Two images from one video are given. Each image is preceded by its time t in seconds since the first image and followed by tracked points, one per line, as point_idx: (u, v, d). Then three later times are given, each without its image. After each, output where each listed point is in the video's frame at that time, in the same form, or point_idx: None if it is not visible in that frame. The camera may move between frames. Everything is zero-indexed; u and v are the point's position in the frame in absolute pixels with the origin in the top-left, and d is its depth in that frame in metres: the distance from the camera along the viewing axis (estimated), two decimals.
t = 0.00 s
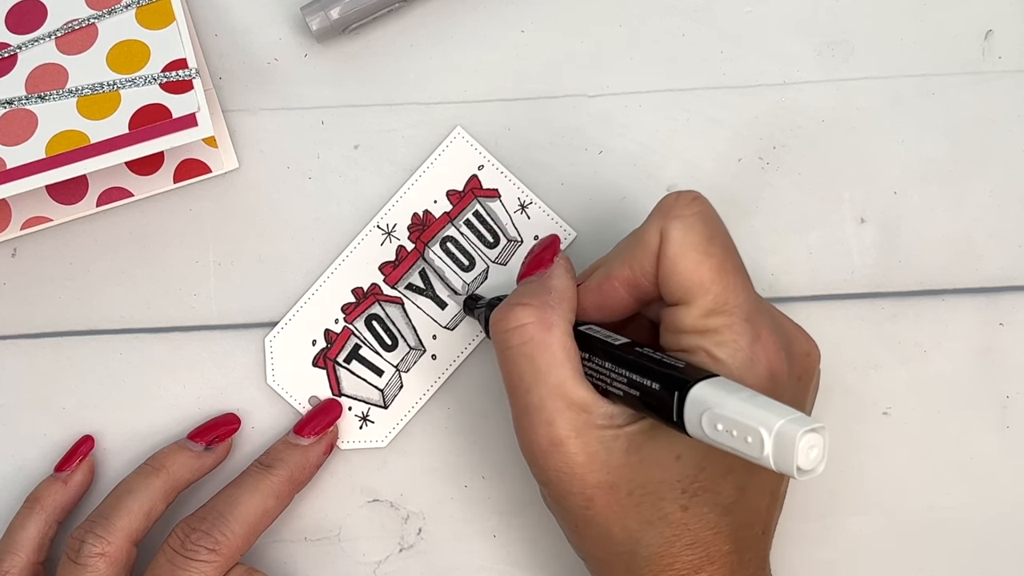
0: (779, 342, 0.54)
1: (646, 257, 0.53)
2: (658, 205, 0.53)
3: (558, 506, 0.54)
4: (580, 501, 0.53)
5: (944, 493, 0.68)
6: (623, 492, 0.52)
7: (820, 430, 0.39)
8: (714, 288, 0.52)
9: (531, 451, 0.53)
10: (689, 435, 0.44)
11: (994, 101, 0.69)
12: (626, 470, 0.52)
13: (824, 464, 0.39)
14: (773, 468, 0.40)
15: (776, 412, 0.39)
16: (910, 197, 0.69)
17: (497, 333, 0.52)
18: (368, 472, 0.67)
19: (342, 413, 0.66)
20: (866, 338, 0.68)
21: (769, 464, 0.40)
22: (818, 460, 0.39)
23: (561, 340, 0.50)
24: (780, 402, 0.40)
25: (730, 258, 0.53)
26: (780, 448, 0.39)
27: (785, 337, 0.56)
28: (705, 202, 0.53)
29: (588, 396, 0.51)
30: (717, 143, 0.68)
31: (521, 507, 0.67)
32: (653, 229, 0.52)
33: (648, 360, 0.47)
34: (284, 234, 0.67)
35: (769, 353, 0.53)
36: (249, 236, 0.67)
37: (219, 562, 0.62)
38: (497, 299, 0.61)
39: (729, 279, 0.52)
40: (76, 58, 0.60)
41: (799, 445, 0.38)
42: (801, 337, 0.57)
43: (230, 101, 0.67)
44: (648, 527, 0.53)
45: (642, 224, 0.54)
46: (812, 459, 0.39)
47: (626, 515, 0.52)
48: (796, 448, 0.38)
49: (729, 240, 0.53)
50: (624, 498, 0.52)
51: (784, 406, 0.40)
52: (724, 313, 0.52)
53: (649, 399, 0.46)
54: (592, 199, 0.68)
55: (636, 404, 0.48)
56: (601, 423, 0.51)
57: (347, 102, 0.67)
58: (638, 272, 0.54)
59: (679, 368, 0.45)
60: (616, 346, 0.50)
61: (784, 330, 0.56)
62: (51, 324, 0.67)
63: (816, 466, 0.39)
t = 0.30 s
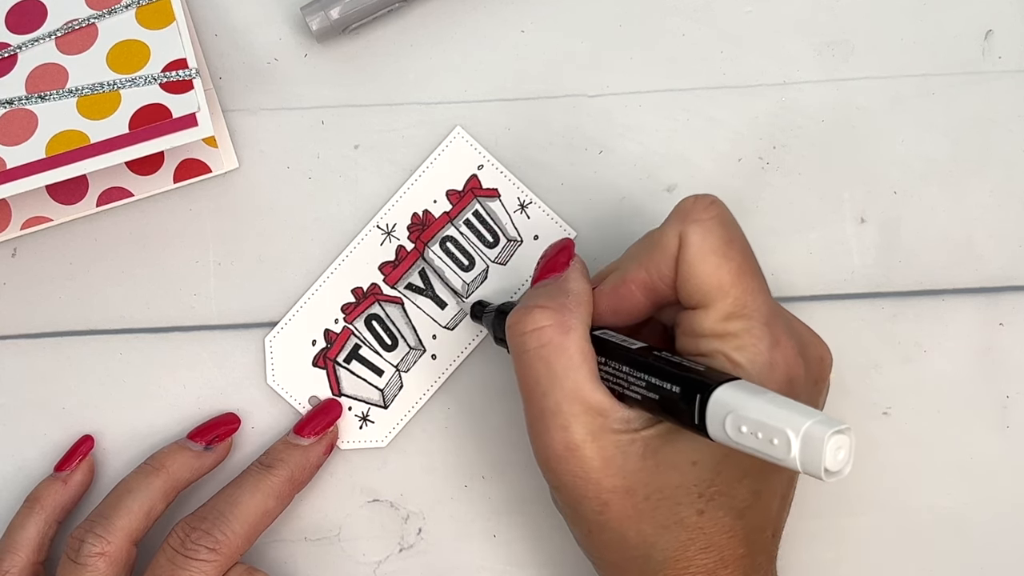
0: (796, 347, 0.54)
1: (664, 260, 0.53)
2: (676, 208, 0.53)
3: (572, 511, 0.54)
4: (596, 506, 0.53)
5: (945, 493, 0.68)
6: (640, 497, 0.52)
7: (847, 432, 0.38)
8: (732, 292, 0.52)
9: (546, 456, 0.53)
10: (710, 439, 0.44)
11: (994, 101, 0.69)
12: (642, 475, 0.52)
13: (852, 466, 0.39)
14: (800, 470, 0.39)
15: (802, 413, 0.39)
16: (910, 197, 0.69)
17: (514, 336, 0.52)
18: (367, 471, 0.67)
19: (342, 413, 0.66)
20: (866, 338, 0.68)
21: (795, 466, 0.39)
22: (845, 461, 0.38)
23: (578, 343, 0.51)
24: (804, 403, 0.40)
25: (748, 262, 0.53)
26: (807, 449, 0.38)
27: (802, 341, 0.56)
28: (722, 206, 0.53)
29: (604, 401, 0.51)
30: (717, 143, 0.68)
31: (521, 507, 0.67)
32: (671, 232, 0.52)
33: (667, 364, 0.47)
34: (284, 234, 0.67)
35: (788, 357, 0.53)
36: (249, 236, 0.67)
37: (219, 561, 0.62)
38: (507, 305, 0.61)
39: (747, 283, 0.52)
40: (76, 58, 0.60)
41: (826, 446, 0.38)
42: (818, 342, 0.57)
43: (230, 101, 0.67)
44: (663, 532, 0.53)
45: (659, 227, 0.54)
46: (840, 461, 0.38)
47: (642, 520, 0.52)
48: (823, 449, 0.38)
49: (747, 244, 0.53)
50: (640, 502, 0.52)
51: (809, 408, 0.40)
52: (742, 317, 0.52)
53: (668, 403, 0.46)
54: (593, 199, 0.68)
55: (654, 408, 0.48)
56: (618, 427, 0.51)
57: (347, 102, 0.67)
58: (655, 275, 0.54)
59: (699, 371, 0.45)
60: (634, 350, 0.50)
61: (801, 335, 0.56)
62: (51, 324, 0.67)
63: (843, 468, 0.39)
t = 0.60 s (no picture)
0: (792, 345, 0.54)
1: (659, 257, 0.53)
2: (671, 205, 0.53)
3: (567, 506, 0.54)
4: (590, 501, 0.53)
5: (944, 493, 0.68)
6: (634, 492, 0.52)
7: (837, 426, 0.38)
8: (727, 288, 0.52)
9: (541, 452, 0.53)
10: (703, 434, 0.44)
11: (994, 101, 0.69)
12: (636, 470, 0.52)
13: (842, 461, 0.39)
14: (790, 465, 0.39)
15: (792, 407, 0.39)
16: (910, 197, 0.69)
17: (509, 332, 0.52)
18: (367, 471, 0.67)
19: (342, 413, 0.66)
20: (866, 338, 0.68)
21: (785, 461, 0.39)
22: (836, 456, 0.38)
23: (573, 339, 0.51)
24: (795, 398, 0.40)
25: (744, 260, 0.53)
26: (796, 443, 0.38)
27: (798, 339, 0.56)
28: (718, 204, 0.53)
29: (599, 396, 0.51)
30: (718, 143, 0.68)
31: (521, 507, 0.67)
32: (666, 229, 0.52)
33: (661, 359, 0.47)
34: (284, 234, 0.67)
35: (782, 354, 0.53)
36: (249, 236, 0.67)
37: (219, 561, 0.62)
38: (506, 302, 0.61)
39: (743, 280, 0.52)
40: (76, 58, 0.60)
41: (814, 439, 0.38)
42: (813, 340, 0.57)
43: (230, 101, 0.67)
44: (658, 528, 0.52)
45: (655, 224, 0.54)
46: (830, 455, 0.38)
47: (637, 516, 0.52)
48: (812, 443, 0.38)
49: (743, 241, 0.53)
50: (634, 498, 0.52)
51: (800, 402, 0.40)
52: (737, 314, 0.52)
53: (662, 398, 0.46)
54: (592, 199, 0.68)
55: (648, 403, 0.48)
56: (612, 423, 0.51)
57: (347, 102, 0.68)
58: (651, 273, 0.54)
59: (693, 366, 0.46)
60: (629, 346, 0.50)
61: (796, 333, 0.56)
62: (51, 324, 0.67)
63: (833, 463, 0.39)
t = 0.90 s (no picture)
0: (786, 346, 0.54)
1: (651, 264, 0.53)
2: (660, 212, 0.53)
3: (567, 516, 0.54)
4: (590, 510, 0.53)
5: (944, 493, 0.68)
6: (633, 499, 0.52)
7: (834, 424, 0.38)
8: (719, 292, 0.52)
9: (540, 462, 0.53)
10: (700, 437, 0.44)
11: (994, 101, 0.69)
12: (635, 477, 0.52)
13: (840, 460, 0.39)
14: (788, 465, 0.39)
15: (788, 408, 0.39)
16: (910, 197, 0.69)
17: (503, 343, 0.52)
18: (367, 471, 0.67)
19: (343, 413, 0.66)
20: (866, 338, 0.68)
21: (783, 462, 0.39)
22: (833, 455, 0.39)
23: (567, 348, 0.51)
24: (791, 398, 0.40)
25: (735, 263, 0.53)
26: (794, 443, 0.38)
27: (793, 340, 0.56)
28: (707, 209, 0.53)
29: (595, 404, 0.51)
30: (718, 143, 0.68)
31: (521, 507, 0.67)
32: (656, 236, 0.52)
33: (657, 366, 0.47)
34: (284, 234, 0.67)
35: (777, 355, 0.53)
36: (249, 236, 0.67)
37: (219, 561, 0.62)
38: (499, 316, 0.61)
39: (734, 283, 0.52)
40: (76, 58, 0.60)
41: (812, 439, 0.38)
42: (809, 341, 0.58)
43: (230, 101, 0.67)
44: (658, 533, 0.53)
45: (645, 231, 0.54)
46: (827, 454, 0.38)
47: (636, 522, 0.52)
48: (810, 442, 0.38)
49: (733, 244, 0.53)
50: (633, 505, 0.52)
51: (795, 402, 0.40)
52: (730, 317, 0.52)
53: (658, 404, 0.46)
54: (592, 200, 0.68)
55: (645, 409, 0.48)
56: (609, 430, 0.51)
57: (347, 102, 0.68)
58: (643, 280, 0.54)
59: (689, 371, 0.46)
60: (624, 352, 0.50)
61: (791, 333, 0.56)
62: (51, 324, 0.67)
63: (831, 461, 0.39)
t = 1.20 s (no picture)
0: (787, 344, 0.54)
1: (652, 261, 0.53)
2: (663, 208, 0.53)
3: (566, 512, 0.54)
4: (589, 507, 0.53)
5: (945, 493, 0.68)
6: (631, 496, 0.52)
7: (834, 424, 0.38)
8: (721, 290, 0.52)
9: (539, 458, 0.53)
10: (699, 436, 0.44)
11: (994, 101, 0.69)
12: (634, 475, 0.52)
13: (839, 460, 0.39)
14: (787, 464, 0.39)
15: (788, 407, 0.39)
16: (910, 197, 0.69)
17: (505, 338, 0.52)
18: (367, 471, 0.67)
19: (343, 413, 0.66)
20: (866, 339, 0.68)
21: (781, 461, 0.40)
22: (832, 455, 0.39)
23: (568, 344, 0.51)
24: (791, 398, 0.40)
25: (737, 261, 0.53)
26: (794, 443, 0.38)
27: (793, 338, 0.56)
28: (710, 206, 0.53)
29: (595, 401, 0.51)
30: (718, 143, 0.68)
31: (521, 507, 0.67)
32: (659, 233, 0.52)
33: (657, 363, 0.47)
34: (284, 234, 0.67)
35: (777, 354, 0.53)
36: (249, 236, 0.67)
37: (218, 561, 0.62)
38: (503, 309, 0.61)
39: (736, 281, 0.52)
40: (76, 58, 0.60)
41: (812, 438, 0.38)
42: (809, 339, 0.58)
43: (230, 101, 0.67)
44: (657, 531, 0.53)
45: (647, 228, 0.53)
46: (827, 454, 0.38)
47: (635, 519, 0.52)
48: (810, 441, 0.38)
49: (735, 242, 0.53)
50: (632, 502, 0.52)
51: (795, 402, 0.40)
52: (732, 316, 0.52)
53: (659, 402, 0.46)
54: (592, 200, 0.68)
55: (645, 407, 0.48)
56: (609, 427, 0.51)
57: (347, 102, 0.68)
58: (645, 277, 0.54)
59: (689, 369, 0.46)
60: (625, 349, 0.50)
61: (792, 332, 0.56)
62: (51, 324, 0.67)
63: (830, 462, 0.39)
